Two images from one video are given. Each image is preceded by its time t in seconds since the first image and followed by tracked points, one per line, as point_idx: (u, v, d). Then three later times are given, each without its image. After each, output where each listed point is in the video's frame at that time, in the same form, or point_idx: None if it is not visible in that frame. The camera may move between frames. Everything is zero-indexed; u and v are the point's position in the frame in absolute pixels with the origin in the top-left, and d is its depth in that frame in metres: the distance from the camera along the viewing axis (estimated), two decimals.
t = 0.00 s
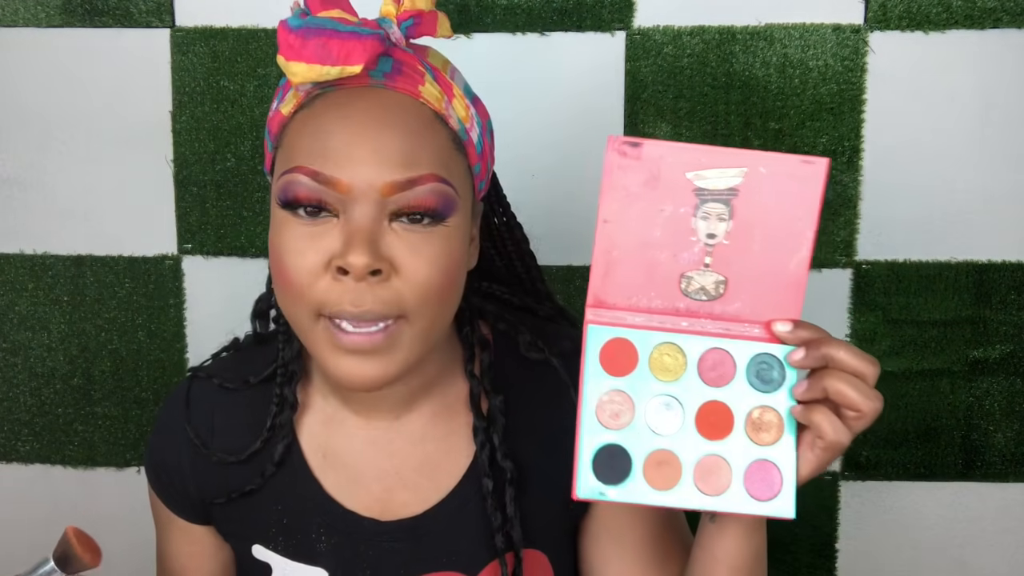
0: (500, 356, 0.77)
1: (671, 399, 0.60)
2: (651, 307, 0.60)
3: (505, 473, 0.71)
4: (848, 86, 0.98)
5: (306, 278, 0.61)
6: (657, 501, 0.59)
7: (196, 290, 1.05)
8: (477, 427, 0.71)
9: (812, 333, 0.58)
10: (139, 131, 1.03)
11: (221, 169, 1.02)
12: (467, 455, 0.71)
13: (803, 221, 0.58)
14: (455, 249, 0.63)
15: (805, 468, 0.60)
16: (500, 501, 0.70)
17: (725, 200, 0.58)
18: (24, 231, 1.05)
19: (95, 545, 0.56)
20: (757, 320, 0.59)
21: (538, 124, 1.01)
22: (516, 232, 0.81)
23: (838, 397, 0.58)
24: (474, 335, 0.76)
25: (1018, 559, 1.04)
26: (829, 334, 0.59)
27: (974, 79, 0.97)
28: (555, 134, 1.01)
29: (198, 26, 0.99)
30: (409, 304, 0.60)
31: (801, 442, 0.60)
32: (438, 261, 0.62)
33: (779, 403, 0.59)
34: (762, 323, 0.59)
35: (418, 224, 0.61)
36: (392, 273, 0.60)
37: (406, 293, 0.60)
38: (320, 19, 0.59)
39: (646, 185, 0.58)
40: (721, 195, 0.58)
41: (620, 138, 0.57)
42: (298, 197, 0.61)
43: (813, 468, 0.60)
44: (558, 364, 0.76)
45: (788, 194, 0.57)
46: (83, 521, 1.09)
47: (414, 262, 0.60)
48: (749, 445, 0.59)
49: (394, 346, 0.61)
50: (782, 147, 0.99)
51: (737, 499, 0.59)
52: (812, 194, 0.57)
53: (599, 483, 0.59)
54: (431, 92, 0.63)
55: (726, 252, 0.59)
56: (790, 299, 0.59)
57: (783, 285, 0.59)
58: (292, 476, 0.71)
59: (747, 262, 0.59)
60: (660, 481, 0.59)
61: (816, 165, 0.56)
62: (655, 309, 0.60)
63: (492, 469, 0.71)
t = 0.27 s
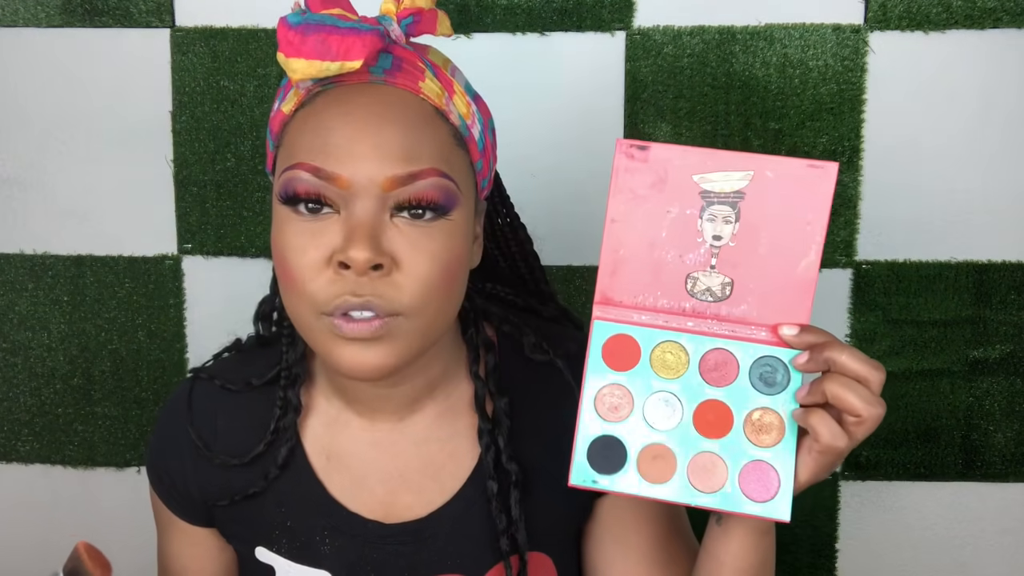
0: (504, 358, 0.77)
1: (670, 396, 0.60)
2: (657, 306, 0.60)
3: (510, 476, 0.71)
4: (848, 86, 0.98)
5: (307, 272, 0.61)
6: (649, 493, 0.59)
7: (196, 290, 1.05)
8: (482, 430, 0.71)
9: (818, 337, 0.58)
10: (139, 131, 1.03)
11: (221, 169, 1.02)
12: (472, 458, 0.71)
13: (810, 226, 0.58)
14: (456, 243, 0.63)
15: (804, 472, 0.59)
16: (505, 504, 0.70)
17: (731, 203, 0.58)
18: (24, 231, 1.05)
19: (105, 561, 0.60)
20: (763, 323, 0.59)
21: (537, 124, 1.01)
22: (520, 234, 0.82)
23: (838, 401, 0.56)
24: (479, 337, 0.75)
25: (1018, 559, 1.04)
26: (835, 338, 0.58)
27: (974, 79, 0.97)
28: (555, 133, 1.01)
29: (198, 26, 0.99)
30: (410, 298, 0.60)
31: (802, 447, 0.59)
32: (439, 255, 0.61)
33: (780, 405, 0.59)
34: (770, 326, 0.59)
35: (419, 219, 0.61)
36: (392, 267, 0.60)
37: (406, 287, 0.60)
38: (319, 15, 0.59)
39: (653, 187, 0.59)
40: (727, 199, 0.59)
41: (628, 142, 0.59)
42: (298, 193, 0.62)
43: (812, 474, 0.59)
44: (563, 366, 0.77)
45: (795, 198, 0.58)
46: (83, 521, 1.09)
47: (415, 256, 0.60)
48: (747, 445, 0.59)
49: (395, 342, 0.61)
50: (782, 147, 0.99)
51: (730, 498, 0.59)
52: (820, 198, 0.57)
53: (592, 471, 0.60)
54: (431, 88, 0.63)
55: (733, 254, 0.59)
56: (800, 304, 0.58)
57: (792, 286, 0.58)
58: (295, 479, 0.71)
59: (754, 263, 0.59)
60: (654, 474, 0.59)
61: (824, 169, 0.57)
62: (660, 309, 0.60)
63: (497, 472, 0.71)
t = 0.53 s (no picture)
0: (508, 360, 0.76)
1: (668, 394, 0.60)
2: (659, 307, 0.61)
3: (513, 478, 0.71)
4: (848, 86, 0.98)
5: (310, 273, 0.61)
6: (642, 488, 0.59)
7: (196, 290, 1.05)
8: (485, 432, 0.71)
9: (817, 339, 0.58)
10: (139, 131, 1.03)
11: (221, 169, 1.02)
12: (475, 460, 0.71)
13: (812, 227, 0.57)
14: (460, 242, 0.63)
15: (800, 475, 0.58)
16: (508, 507, 0.70)
17: (732, 206, 0.58)
18: (24, 231, 1.05)
19: (115, 571, 0.65)
20: (764, 325, 0.59)
21: (538, 124, 1.01)
22: (524, 235, 0.81)
23: (833, 403, 0.56)
24: (483, 338, 0.75)
25: (1018, 559, 1.04)
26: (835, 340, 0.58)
27: (974, 79, 0.97)
28: (555, 133, 1.01)
29: (198, 26, 0.99)
30: (413, 297, 0.60)
31: (799, 450, 0.59)
32: (443, 254, 0.61)
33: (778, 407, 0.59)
34: (771, 328, 0.59)
35: (423, 217, 0.61)
36: (396, 267, 0.60)
37: (410, 287, 0.60)
38: (321, 15, 0.59)
39: (654, 190, 0.59)
40: (727, 201, 0.59)
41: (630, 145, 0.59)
42: (300, 192, 0.61)
43: (806, 477, 0.58)
44: (568, 368, 0.77)
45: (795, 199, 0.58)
46: (83, 521, 1.09)
47: (418, 255, 0.60)
48: (743, 446, 0.59)
49: (399, 342, 0.61)
50: (782, 147, 0.99)
51: (724, 497, 0.58)
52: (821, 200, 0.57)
53: (587, 466, 0.60)
54: (433, 86, 0.63)
55: (733, 256, 0.59)
56: (803, 307, 0.58)
57: (796, 287, 0.58)
58: (298, 481, 0.71)
59: (756, 264, 0.59)
60: (649, 471, 0.59)
61: (825, 171, 0.57)
62: (662, 309, 0.61)
63: (500, 474, 0.71)
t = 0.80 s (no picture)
0: (509, 362, 0.76)
1: (669, 404, 0.60)
2: (663, 316, 0.61)
3: (515, 480, 0.71)
4: (848, 86, 0.98)
5: (311, 275, 0.61)
6: (640, 498, 0.60)
7: (196, 290, 1.05)
8: (486, 434, 0.71)
9: (822, 353, 0.57)
10: (138, 131, 1.03)
11: (221, 169, 1.02)
12: (476, 462, 0.71)
13: (822, 238, 0.57)
14: (462, 244, 0.63)
15: (800, 489, 0.59)
16: (509, 508, 0.70)
17: (739, 215, 0.58)
18: (24, 231, 1.06)
19: None
20: (769, 336, 0.59)
21: (537, 124, 1.01)
22: (524, 236, 0.81)
23: (835, 419, 0.56)
24: (485, 339, 0.75)
25: (1018, 559, 1.04)
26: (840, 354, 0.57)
27: (975, 79, 0.97)
28: (555, 133, 1.01)
29: (198, 26, 0.99)
30: (415, 299, 0.60)
31: (799, 464, 0.59)
32: (445, 256, 0.61)
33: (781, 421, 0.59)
34: (775, 340, 0.59)
35: (425, 219, 0.61)
36: (398, 269, 0.60)
37: (412, 289, 0.60)
38: (323, 15, 0.59)
39: (660, 197, 0.59)
40: (734, 210, 0.58)
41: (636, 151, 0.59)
42: (302, 193, 0.61)
43: (807, 492, 0.58)
44: (569, 370, 0.77)
45: (804, 209, 0.57)
46: (83, 521, 1.09)
47: (420, 258, 0.60)
48: (744, 458, 0.59)
49: (401, 344, 0.61)
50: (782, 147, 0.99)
51: (723, 510, 0.59)
52: (832, 211, 0.56)
53: (586, 473, 0.61)
54: (435, 87, 0.63)
55: (739, 266, 0.59)
56: (808, 318, 0.58)
57: (801, 291, 0.58)
58: (298, 483, 0.71)
59: (762, 271, 0.58)
60: (648, 481, 0.60)
61: (835, 182, 0.56)
62: (666, 318, 0.61)
63: (502, 476, 0.71)
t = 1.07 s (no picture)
0: (509, 361, 0.76)
1: (668, 405, 0.61)
2: (666, 315, 0.61)
3: (515, 480, 0.71)
4: (848, 86, 0.98)
5: (310, 274, 0.61)
6: (636, 497, 0.60)
7: (197, 290, 1.05)
8: (487, 434, 0.71)
9: (824, 358, 0.57)
10: (139, 131, 1.03)
11: (221, 169, 1.02)
12: (477, 461, 0.71)
13: (826, 240, 0.56)
14: (461, 245, 0.63)
15: (797, 495, 0.58)
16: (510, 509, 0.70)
17: (743, 216, 0.58)
18: (24, 231, 1.05)
19: None
20: (771, 338, 0.59)
21: (537, 124, 1.01)
22: (526, 237, 0.82)
23: (833, 424, 0.56)
24: (485, 339, 0.75)
25: (1018, 559, 1.04)
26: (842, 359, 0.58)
27: (975, 80, 0.97)
28: (556, 133, 1.01)
29: (198, 26, 0.99)
30: (415, 301, 0.60)
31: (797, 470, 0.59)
32: (444, 257, 0.61)
33: (780, 424, 0.59)
34: (778, 342, 0.59)
35: (425, 220, 0.61)
36: (397, 270, 0.60)
37: (411, 290, 0.60)
38: (325, 15, 0.59)
39: (663, 197, 0.59)
40: (738, 211, 0.58)
41: (640, 150, 0.59)
42: (302, 194, 0.62)
43: (804, 498, 0.58)
44: (569, 371, 0.77)
45: (808, 211, 0.57)
46: (84, 521, 1.09)
47: (420, 259, 0.60)
48: (742, 460, 0.59)
49: (400, 345, 0.61)
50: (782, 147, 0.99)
51: (718, 512, 0.59)
52: (837, 213, 0.56)
53: (584, 473, 0.61)
54: (437, 88, 0.63)
55: (742, 267, 0.59)
56: (812, 322, 0.57)
57: (803, 294, 0.58)
58: (298, 483, 0.71)
59: (764, 272, 0.58)
60: (645, 481, 0.60)
61: (840, 184, 0.56)
62: (669, 318, 0.61)
63: (502, 477, 0.71)
